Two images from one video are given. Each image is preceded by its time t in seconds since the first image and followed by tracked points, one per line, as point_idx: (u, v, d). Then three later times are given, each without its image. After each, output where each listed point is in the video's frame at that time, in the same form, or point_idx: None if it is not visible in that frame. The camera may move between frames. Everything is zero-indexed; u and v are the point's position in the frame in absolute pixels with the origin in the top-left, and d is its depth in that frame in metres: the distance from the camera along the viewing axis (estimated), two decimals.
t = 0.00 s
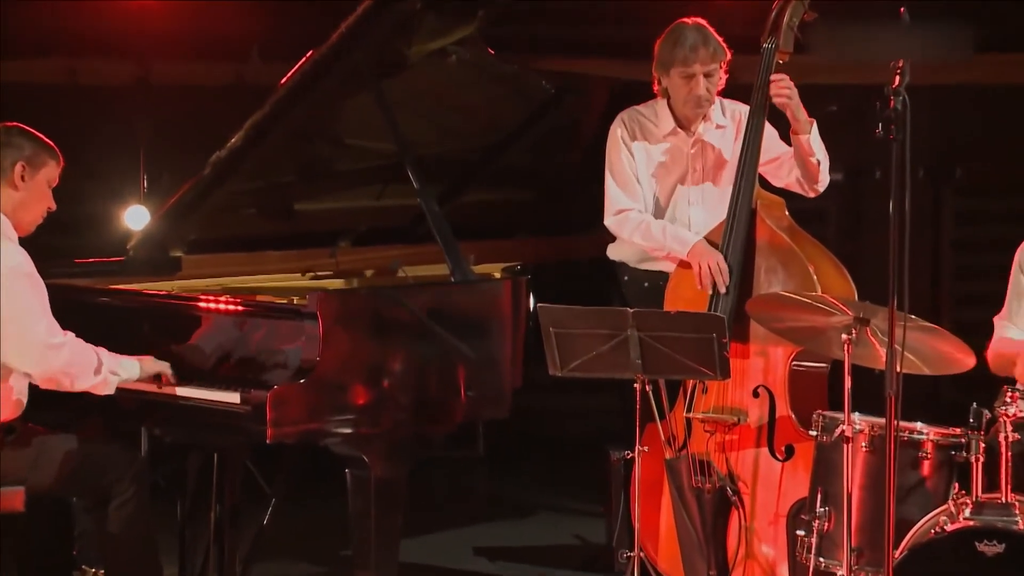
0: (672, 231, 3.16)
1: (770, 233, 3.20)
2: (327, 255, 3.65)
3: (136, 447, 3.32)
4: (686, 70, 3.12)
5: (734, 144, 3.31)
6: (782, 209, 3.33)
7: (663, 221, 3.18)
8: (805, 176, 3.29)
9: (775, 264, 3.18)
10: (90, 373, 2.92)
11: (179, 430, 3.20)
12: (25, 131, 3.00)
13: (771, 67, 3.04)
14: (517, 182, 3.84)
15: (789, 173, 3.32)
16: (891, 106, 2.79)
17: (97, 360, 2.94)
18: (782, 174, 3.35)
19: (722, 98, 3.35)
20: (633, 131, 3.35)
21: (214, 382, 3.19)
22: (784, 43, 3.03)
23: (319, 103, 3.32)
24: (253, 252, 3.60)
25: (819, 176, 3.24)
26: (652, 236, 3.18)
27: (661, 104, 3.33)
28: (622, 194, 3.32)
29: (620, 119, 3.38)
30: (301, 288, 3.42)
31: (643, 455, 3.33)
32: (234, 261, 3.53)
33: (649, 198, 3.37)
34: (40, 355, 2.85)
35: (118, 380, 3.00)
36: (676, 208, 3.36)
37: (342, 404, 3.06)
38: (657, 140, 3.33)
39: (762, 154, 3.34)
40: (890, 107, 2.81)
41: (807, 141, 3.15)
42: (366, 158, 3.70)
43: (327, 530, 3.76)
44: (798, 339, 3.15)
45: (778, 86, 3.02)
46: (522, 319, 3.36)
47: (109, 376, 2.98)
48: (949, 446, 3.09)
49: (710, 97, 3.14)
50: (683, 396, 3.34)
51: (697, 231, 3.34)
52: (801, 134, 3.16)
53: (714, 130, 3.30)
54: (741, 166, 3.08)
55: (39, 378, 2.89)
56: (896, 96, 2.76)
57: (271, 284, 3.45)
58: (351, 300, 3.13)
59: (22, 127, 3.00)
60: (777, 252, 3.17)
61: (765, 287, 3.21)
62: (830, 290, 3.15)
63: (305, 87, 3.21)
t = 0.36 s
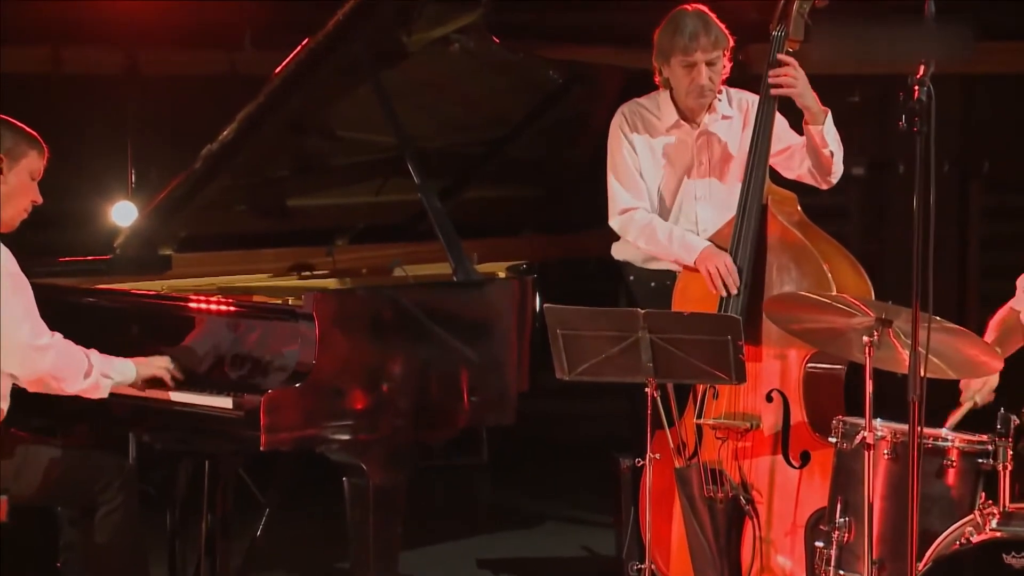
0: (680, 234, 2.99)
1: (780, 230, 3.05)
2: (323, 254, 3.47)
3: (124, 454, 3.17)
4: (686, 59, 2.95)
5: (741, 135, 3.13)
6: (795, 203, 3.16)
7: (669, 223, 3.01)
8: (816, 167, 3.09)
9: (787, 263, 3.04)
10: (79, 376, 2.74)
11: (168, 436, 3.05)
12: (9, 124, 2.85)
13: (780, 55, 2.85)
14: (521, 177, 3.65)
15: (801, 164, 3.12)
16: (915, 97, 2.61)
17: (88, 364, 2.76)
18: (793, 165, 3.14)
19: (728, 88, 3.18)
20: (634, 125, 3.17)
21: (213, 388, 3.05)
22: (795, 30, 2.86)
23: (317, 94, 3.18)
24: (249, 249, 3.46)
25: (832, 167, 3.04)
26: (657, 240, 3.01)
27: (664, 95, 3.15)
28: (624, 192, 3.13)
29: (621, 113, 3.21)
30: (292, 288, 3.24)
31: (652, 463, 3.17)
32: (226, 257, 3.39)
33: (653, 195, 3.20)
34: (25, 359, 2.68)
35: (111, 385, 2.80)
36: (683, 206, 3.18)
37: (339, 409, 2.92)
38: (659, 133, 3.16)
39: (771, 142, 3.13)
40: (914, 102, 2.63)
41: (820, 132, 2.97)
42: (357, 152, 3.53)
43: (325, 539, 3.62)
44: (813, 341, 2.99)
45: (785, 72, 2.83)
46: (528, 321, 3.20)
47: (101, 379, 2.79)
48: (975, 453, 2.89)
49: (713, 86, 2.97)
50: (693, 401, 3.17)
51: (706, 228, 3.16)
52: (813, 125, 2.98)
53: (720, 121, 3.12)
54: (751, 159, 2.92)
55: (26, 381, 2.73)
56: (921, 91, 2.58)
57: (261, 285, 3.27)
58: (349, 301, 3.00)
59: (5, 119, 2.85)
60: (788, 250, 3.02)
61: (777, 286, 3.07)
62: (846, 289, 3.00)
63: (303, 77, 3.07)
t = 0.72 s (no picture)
0: (680, 233, 2.96)
1: (781, 234, 3.06)
2: (330, 257, 3.45)
3: (130, 459, 3.16)
4: (681, 64, 2.92)
5: (741, 137, 3.10)
6: (793, 208, 3.18)
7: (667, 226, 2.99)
8: (818, 167, 3.09)
9: (787, 266, 3.04)
10: (93, 375, 2.72)
11: (174, 442, 3.04)
12: (15, 129, 2.86)
13: (777, 60, 2.89)
14: (527, 181, 3.59)
15: (802, 165, 3.10)
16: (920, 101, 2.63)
17: (101, 361, 2.73)
18: (795, 166, 3.12)
19: (726, 90, 3.15)
20: (633, 129, 3.16)
21: (202, 391, 3.04)
22: (792, 35, 2.90)
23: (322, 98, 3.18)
24: (254, 252, 3.44)
25: (834, 168, 3.06)
26: (659, 241, 2.99)
27: (662, 99, 3.12)
28: (624, 197, 3.12)
29: (619, 118, 3.19)
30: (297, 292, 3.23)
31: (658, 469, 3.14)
32: (233, 262, 3.35)
33: (653, 198, 3.17)
34: (34, 363, 2.65)
35: (128, 380, 2.79)
36: (682, 209, 3.14)
37: (345, 414, 2.91)
38: (658, 137, 3.14)
39: (774, 144, 3.10)
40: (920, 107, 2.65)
41: (818, 135, 2.97)
42: (361, 156, 3.53)
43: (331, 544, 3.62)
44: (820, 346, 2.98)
45: (780, 77, 2.84)
46: (534, 325, 3.19)
47: (117, 375, 2.77)
48: (983, 459, 2.86)
49: (709, 91, 2.95)
50: (697, 406, 3.15)
51: (707, 232, 3.13)
52: (812, 127, 2.97)
53: (719, 124, 3.09)
54: (747, 165, 2.92)
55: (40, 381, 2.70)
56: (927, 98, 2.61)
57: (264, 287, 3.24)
58: (353, 305, 2.99)
59: (12, 125, 2.86)
60: (789, 254, 3.03)
61: (779, 290, 3.07)
62: (848, 292, 3.02)
63: (308, 81, 3.07)
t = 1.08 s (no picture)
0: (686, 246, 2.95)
1: (789, 240, 3.02)
2: (344, 263, 3.43)
3: (143, 465, 3.16)
4: (688, 73, 2.92)
5: (751, 143, 3.09)
6: (804, 216, 3.12)
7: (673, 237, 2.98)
8: (829, 172, 3.05)
9: (797, 273, 3.01)
10: (124, 375, 2.79)
11: (188, 448, 3.05)
12: (28, 134, 2.84)
13: (784, 65, 2.88)
14: (541, 187, 3.62)
15: (814, 170, 3.08)
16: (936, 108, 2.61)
17: (131, 361, 2.80)
18: (807, 170, 3.09)
19: (736, 97, 3.15)
20: (641, 138, 3.15)
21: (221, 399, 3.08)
22: (800, 41, 2.88)
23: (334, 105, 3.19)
24: (266, 259, 3.43)
25: (845, 170, 3.00)
26: (664, 256, 2.97)
27: (671, 106, 3.13)
28: (633, 207, 3.11)
29: (628, 126, 3.18)
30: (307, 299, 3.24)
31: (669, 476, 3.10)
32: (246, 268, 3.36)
33: (662, 206, 3.16)
34: (67, 362, 2.71)
35: (158, 384, 2.85)
36: (692, 216, 3.12)
37: (358, 420, 2.92)
38: (667, 146, 3.13)
39: (782, 150, 3.07)
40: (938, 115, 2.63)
41: (828, 138, 2.91)
42: (375, 163, 3.56)
43: (344, 550, 3.62)
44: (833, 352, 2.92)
45: (787, 84, 2.80)
46: (547, 333, 3.16)
47: (147, 378, 2.84)
48: (996, 465, 2.84)
49: (717, 99, 2.93)
50: (707, 412, 3.10)
51: (717, 239, 3.10)
52: (822, 130, 2.91)
53: (728, 130, 3.09)
54: (756, 171, 2.90)
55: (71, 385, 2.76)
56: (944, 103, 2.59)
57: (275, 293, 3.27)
58: (368, 312, 3.01)
59: (24, 130, 2.85)
60: (797, 260, 2.99)
61: (788, 296, 3.04)
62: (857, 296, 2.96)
63: (322, 88, 3.06)
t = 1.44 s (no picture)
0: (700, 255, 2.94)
1: (804, 249, 2.99)
2: (361, 272, 3.52)
3: (162, 473, 3.16)
4: (700, 84, 2.91)
5: (766, 153, 3.08)
6: (818, 224, 3.10)
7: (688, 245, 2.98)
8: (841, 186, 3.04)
9: (812, 282, 2.97)
10: (135, 387, 2.78)
11: (205, 457, 3.05)
12: (46, 145, 2.87)
13: (799, 75, 2.85)
14: (557, 196, 3.61)
15: (826, 183, 3.07)
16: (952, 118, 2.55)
17: (143, 373, 2.80)
18: (819, 183, 3.09)
19: (751, 106, 3.13)
20: (655, 147, 3.15)
21: (241, 408, 3.03)
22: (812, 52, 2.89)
23: (352, 113, 3.20)
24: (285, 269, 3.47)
25: (857, 186, 2.99)
26: (679, 265, 2.96)
27: (685, 117, 3.12)
28: (647, 216, 3.11)
29: (642, 135, 3.18)
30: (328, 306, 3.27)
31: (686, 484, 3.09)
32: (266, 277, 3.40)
33: (676, 216, 3.16)
34: (83, 372, 2.72)
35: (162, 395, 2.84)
36: (706, 225, 3.12)
37: (375, 429, 2.91)
38: (681, 155, 3.13)
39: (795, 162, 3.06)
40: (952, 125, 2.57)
41: (839, 154, 2.91)
42: (392, 172, 3.53)
43: (360, 558, 3.63)
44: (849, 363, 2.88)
45: (800, 95, 2.80)
46: (564, 341, 3.20)
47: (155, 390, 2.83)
48: (1017, 476, 2.77)
49: (731, 109, 2.93)
50: (723, 422, 3.08)
51: (732, 248, 3.10)
52: (833, 145, 2.91)
53: (743, 140, 3.07)
54: (771, 180, 2.88)
55: (88, 398, 2.77)
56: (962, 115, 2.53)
57: (292, 302, 3.28)
58: (384, 320, 2.97)
59: (42, 141, 2.86)
60: (812, 269, 2.96)
61: (803, 306, 3.01)
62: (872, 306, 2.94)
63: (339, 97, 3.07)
